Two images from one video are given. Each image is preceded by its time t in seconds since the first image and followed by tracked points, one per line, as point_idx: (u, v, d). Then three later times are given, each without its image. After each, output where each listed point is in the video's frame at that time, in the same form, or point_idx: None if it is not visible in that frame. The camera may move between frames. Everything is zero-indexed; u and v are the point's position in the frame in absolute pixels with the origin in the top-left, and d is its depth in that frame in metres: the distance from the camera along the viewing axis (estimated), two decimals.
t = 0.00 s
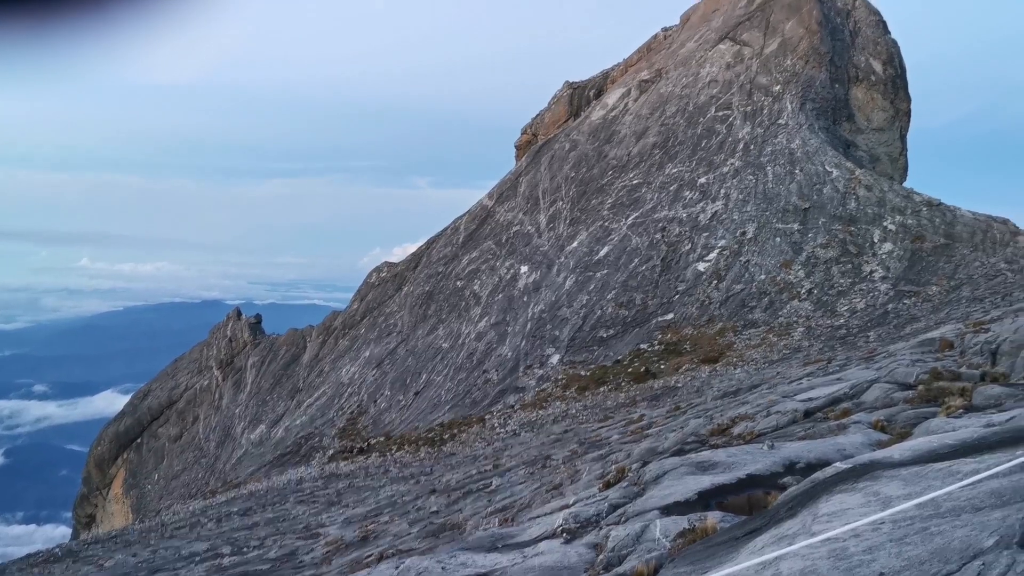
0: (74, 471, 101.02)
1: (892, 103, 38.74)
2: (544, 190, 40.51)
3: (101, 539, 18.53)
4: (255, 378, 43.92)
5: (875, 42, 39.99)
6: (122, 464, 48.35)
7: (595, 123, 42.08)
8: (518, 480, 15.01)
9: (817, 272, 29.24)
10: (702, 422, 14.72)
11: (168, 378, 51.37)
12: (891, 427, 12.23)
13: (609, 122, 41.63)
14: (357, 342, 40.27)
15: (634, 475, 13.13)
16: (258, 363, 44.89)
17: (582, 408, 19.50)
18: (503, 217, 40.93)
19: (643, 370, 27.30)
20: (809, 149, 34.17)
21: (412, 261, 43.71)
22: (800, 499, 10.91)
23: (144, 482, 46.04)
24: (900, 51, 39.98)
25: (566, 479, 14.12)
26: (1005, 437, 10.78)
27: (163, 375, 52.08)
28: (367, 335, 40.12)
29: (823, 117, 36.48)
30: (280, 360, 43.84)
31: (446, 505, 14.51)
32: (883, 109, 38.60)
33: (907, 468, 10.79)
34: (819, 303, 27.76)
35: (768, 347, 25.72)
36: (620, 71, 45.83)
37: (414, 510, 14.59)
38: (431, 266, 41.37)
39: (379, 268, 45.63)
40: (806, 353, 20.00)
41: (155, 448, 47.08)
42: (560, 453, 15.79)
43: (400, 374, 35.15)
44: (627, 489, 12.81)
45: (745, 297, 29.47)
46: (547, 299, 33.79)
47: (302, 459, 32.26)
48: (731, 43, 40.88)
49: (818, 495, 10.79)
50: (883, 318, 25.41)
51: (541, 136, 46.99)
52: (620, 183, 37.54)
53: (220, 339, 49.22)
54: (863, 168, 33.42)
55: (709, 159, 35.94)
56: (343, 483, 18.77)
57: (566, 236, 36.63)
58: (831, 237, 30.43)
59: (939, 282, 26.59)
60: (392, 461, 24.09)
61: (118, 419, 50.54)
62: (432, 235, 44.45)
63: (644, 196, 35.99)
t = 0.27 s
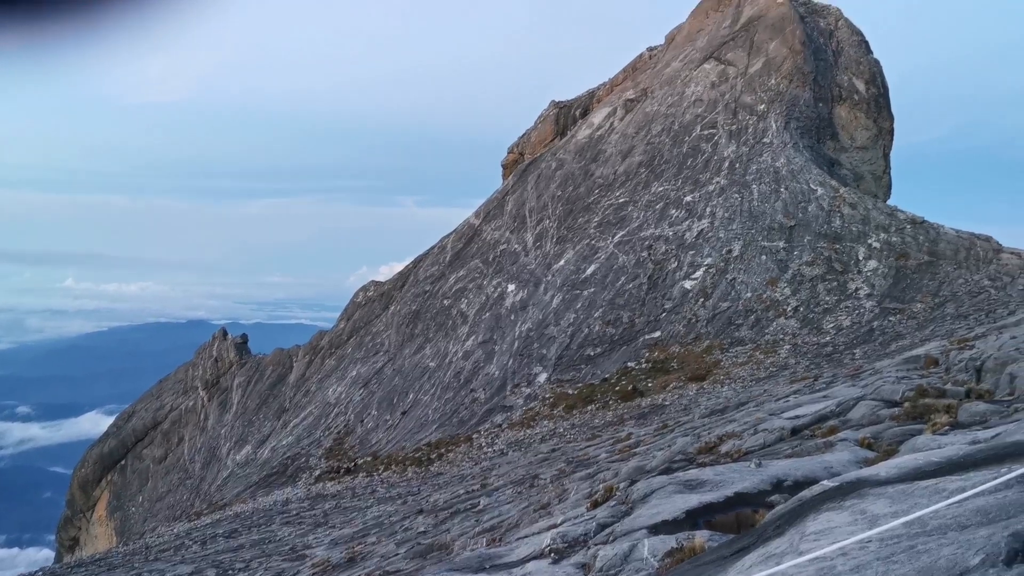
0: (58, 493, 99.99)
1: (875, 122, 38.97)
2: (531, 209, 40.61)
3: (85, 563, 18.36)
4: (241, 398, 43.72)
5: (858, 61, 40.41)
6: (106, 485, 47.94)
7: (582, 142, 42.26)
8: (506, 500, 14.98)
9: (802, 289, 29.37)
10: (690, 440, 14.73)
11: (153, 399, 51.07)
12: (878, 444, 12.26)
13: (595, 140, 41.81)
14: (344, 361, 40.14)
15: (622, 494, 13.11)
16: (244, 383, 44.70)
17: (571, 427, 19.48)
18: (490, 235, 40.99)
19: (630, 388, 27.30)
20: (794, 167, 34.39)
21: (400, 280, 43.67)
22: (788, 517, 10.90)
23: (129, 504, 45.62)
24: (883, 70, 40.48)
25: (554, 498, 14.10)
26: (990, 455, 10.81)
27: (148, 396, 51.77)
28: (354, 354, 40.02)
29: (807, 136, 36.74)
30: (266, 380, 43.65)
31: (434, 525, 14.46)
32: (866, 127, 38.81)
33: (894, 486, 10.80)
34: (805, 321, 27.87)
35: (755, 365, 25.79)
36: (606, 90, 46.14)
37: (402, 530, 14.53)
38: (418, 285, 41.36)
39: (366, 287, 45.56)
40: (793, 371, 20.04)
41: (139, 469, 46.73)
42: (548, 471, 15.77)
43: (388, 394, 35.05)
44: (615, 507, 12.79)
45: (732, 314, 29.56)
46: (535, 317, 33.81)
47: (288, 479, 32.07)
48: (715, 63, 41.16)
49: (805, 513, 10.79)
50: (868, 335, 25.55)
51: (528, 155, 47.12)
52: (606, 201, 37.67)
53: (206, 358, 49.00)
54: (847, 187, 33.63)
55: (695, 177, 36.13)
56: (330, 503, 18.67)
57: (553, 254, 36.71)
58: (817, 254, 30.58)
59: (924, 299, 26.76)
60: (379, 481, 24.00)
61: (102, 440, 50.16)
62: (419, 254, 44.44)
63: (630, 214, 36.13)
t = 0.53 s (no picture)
0: (46, 506, 99.20)
1: (864, 135, 39.23)
2: (522, 220, 40.65)
3: None
4: (231, 410, 43.56)
5: (847, 74, 40.82)
6: (94, 498, 47.62)
7: (573, 153, 42.36)
8: (497, 512, 14.94)
9: (793, 301, 29.44)
10: (681, 452, 14.73)
11: (142, 411, 50.84)
12: (868, 455, 12.28)
13: (586, 152, 41.91)
14: (334, 373, 40.04)
15: (613, 506, 13.08)
16: (234, 395, 44.53)
17: (562, 439, 19.45)
18: (481, 247, 41.02)
19: (621, 400, 27.30)
20: (784, 180, 34.52)
21: (390, 291, 43.63)
22: (778, 530, 10.88)
23: (117, 516, 45.31)
24: (872, 83, 40.82)
25: (546, 510, 14.07)
26: (979, 467, 10.84)
27: (136, 408, 51.53)
28: (345, 366, 39.92)
29: (797, 148, 36.92)
30: (256, 392, 43.49)
31: (424, 537, 14.42)
32: (856, 140, 39.05)
33: (884, 498, 10.81)
34: (795, 333, 27.93)
35: (746, 377, 25.82)
36: (596, 102, 46.31)
37: (392, 543, 14.47)
38: (408, 297, 41.32)
39: (357, 299, 45.48)
40: (783, 383, 20.07)
41: (128, 482, 46.49)
42: (539, 484, 15.74)
43: (378, 406, 34.96)
44: (606, 520, 12.75)
45: (722, 326, 29.60)
46: (526, 328, 33.81)
47: (278, 491, 31.92)
48: (705, 75, 41.33)
49: (796, 526, 10.77)
50: (859, 347, 25.63)
51: (519, 167, 47.21)
52: (597, 214, 37.73)
53: (196, 370, 48.83)
54: (837, 199, 33.77)
55: (686, 189, 36.22)
56: (320, 516, 18.59)
57: (544, 266, 36.74)
58: (807, 266, 30.67)
59: (913, 311, 26.87)
60: (369, 493, 23.92)
61: (90, 453, 49.87)
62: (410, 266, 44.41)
63: (621, 226, 36.20)
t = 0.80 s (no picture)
0: (35, 516, 98.51)
1: (854, 144, 39.44)
2: (513, 229, 40.68)
3: None
4: (221, 420, 43.41)
5: (836, 84, 41.11)
6: (83, 509, 47.34)
7: (564, 162, 42.44)
8: (488, 521, 14.91)
9: (784, 310, 29.51)
10: (672, 461, 14.74)
11: (132, 421, 50.65)
12: (859, 464, 12.29)
13: (578, 161, 41.99)
14: (325, 382, 39.93)
15: (605, 515, 13.06)
16: (225, 404, 44.38)
17: (554, 447, 19.42)
18: (473, 256, 41.03)
19: (613, 409, 27.29)
20: (774, 189, 34.63)
21: (382, 300, 43.58)
22: (770, 539, 10.87)
23: (106, 527, 45.04)
24: (861, 94, 41.10)
25: (537, 519, 14.05)
26: (969, 475, 10.87)
27: (126, 418, 51.31)
28: (336, 375, 39.83)
29: (788, 157, 37.07)
30: (247, 402, 43.35)
31: (415, 547, 14.39)
32: (846, 150, 39.26)
33: (875, 507, 10.82)
34: (787, 342, 27.97)
35: (737, 386, 25.84)
36: (588, 112, 46.43)
37: (383, 553, 14.43)
38: (400, 306, 41.28)
39: (348, 308, 45.40)
40: (774, 391, 20.09)
41: (117, 492, 46.27)
42: (530, 493, 15.73)
43: (369, 415, 34.89)
44: (598, 529, 12.72)
45: (714, 335, 29.65)
46: (517, 337, 33.80)
47: (268, 501, 31.79)
48: (696, 85, 41.48)
49: (787, 535, 10.76)
50: (850, 356, 25.69)
51: (510, 176, 47.25)
52: (588, 222, 37.78)
53: (186, 380, 48.67)
54: (828, 209, 33.88)
55: (677, 199, 36.30)
56: (310, 526, 18.52)
57: (535, 274, 36.77)
58: (798, 275, 30.75)
59: (904, 319, 26.97)
60: (360, 503, 23.86)
61: (80, 463, 49.61)
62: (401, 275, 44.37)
63: (613, 234, 36.26)
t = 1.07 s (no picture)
0: (29, 529, 98.03)
1: (850, 158, 39.54)
2: (510, 242, 40.71)
3: None
4: (217, 433, 43.30)
5: (832, 98, 41.27)
6: (78, 522, 47.13)
7: (561, 175, 42.50)
8: (485, 535, 14.85)
9: (781, 323, 29.51)
10: (669, 474, 14.70)
11: (127, 435, 50.52)
12: (857, 478, 12.25)
13: (575, 174, 42.06)
14: (321, 395, 39.85)
15: (602, 529, 13.01)
16: (221, 417, 44.26)
17: (550, 461, 19.36)
18: (469, 268, 41.03)
19: (610, 422, 27.25)
20: (771, 203, 34.70)
21: (379, 313, 43.54)
22: (767, 553, 10.81)
23: (101, 540, 44.81)
24: (857, 108, 41.25)
25: (534, 534, 14.00)
26: (967, 489, 10.85)
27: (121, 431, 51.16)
28: (332, 388, 39.75)
29: (784, 171, 37.14)
30: (242, 415, 43.24)
31: (411, 561, 14.33)
32: (842, 164, 39.31)
33: (872, 521, 10.78)
34: (783, 355, 27.97)
35: (734, 399, 25.82)
36: (584, 125, 46.54)
37: (379, 568, 14.36)
38: (396, 318, 41.26)
39: (345, 321, 45.34)
40: (770, 406, 20.05)
41: (112, 506, 46.08)
42: (527, 507, 15.67)
43: (365, 428, 34.80)
44: (595, 543, 12.66)
45: (710, 348, 29.64)
46: (514, 350, 33.77)
47: (263, 515, 31.67)
48: (693, 99, 41.61)
49: (784, 549, 10.72)
50: (846, 369, 25.70)
51: (507, 189, 47.30)
52: (585, 235, 37.82)
53: (182, 393, 48.55)
54: (824, 222, 33.92)
55: (674, 212, 36.35)
56: (306, 540, 18.44)
57: (532, 287, 36.77)
58: (794, 288, 30.77)
59: (900, 333, 27.00)
60: (355, 517, 23.78)
61: (75, 476, 49.43)
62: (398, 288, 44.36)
63: (609, 247, 36.30)
